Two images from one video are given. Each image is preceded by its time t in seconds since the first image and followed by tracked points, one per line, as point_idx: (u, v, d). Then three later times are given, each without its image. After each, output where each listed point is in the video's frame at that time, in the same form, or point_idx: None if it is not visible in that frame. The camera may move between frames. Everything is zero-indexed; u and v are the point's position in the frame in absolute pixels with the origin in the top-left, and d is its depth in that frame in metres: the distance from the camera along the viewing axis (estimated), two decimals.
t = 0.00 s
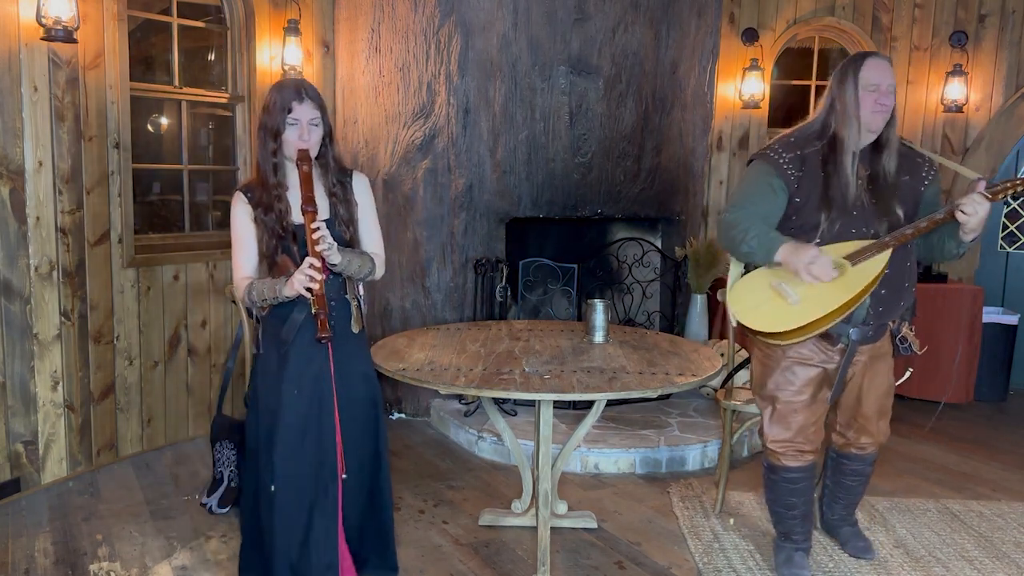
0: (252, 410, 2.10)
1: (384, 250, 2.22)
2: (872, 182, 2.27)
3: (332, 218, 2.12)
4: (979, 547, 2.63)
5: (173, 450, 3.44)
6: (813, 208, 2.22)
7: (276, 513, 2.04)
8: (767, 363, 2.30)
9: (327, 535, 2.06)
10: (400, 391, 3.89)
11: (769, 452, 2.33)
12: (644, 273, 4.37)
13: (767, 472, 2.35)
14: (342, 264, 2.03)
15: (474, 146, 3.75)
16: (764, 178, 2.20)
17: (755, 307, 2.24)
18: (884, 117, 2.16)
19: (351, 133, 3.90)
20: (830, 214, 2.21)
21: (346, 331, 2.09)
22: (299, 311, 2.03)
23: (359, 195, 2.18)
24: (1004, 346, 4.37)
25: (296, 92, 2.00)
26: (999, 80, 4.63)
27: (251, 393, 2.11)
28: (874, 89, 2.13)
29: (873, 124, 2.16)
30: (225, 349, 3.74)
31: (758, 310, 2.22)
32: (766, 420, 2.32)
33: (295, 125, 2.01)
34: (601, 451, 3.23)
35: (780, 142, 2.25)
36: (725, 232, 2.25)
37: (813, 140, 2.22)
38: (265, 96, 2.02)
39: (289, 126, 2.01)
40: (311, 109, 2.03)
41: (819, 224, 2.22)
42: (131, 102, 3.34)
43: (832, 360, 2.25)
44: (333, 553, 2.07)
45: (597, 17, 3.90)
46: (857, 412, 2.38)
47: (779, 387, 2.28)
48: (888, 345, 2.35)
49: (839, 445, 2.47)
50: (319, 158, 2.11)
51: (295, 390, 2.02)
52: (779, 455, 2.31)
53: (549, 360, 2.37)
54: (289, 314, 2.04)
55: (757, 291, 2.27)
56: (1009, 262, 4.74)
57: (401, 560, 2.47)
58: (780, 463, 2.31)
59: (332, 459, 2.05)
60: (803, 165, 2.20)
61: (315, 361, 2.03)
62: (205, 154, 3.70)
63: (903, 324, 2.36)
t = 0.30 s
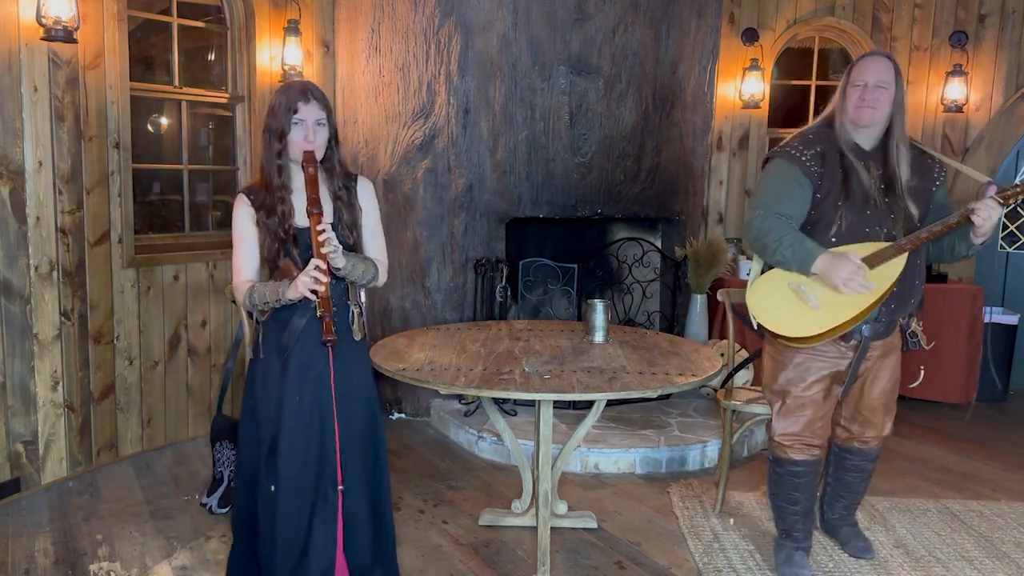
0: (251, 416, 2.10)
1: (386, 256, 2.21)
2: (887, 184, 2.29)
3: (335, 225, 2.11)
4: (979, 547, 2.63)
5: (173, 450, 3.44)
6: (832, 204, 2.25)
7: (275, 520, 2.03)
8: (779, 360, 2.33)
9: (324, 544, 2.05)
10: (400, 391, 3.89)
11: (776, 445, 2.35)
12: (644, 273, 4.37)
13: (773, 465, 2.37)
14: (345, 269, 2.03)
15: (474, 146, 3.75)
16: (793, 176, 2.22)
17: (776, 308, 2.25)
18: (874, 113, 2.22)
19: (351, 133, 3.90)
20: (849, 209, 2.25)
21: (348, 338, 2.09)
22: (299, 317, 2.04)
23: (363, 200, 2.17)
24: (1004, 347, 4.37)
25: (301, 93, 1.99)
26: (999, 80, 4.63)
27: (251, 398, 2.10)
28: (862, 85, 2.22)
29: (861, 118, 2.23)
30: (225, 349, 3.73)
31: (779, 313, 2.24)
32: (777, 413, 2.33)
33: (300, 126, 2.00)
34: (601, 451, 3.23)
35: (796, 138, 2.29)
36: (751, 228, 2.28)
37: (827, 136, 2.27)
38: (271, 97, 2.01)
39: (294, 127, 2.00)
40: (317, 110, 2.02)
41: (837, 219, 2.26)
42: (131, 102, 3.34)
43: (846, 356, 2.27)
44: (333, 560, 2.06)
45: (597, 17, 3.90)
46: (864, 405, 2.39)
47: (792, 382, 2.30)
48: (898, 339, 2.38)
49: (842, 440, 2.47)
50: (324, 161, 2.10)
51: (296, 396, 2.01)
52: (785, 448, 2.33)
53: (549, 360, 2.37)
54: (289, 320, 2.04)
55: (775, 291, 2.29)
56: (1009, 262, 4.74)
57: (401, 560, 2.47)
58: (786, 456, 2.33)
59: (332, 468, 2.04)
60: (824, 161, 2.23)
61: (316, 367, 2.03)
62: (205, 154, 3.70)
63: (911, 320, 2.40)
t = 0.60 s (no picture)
0: (248, 413, 2.09)
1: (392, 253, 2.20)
2: (894, 185, 2.29)
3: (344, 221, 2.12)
4: (979, 547, 2.63)
5: (173, 450, 3.44)
6: (840, 204, 2.26)
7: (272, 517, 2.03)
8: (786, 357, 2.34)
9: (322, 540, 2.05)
10: (400, 391, 3.89)
11: (782, 441, 2.37)
12: (644, 273, 4.37)
13: (778, 461, 2.39)
14: (347, 255, 2.01)
15: (474, 146, 3.75)
16: (799, 176, 2.23)
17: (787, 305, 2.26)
18: (877, 116, 2.22)
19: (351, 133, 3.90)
20: (857, 209, 2.26)
21: (347, 338, 2.09)
22: (300, 315, 2.03)
23: (369, 198, 2.17)
24: (1004, 347, 4.37)
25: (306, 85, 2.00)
26: (999, 80, 4.63)
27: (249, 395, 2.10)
28: (865, 88, 2.23)
29: (864, 121, 2.23)
30: (225, 349, 3.74)
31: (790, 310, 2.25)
32: (783, 409, 2.35)
33: (304, 115, 2.00)
34: (601, 451, 3.23)
35: (805, 138, 2.30)
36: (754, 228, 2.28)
37: (835, 137, 2.28)
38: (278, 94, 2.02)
39: (299, 116, 2.00)
40: (323, 100, 2.02)
41: (846, 219, 2.26)
42: (131, 102, 3.34)
43: (855, 353, 2.29)
44: (330, 558, 2.07)
45: (597, 17, 3.90)
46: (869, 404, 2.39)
47: (802, 379, 2.31)
48: (906, 337, 2.39)
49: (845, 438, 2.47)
50: (331, 155, 2.10)
51: (293, 395, 2.01)
52: (791, 444, 2.35)
53: (549, 360, 2.37)
54: (288, 317, 2.04)
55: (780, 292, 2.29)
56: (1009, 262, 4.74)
57: (401, 560, 2.47)
58: (792, 452, 2.35)
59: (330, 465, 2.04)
60: (832, 162, 2.24)
61: (314, 365, 2.02)
62: (205, 154, 3.70)
63: (920, 318, 2.41)
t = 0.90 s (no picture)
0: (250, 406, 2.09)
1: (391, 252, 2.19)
2: (896, 183, 2.28)
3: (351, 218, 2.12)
4: (979, 547, 2.63)
5: (173, 450, 3.44)
6: (836, 201, 2.29)
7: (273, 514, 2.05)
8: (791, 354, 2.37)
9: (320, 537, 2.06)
10: (400, 391, 3.89)
11: (784, 436, 2.41)
12: (644, 273, 4.37)
13: (781, 456, 2.44)
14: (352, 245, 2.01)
15: (474, 146, 3.75)
16: (788, 170, 2.30)
17: (772, 294, 2.26)
18: (880, 110, 2.22)
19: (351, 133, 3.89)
20: (855, 206, 2.27)
21: (346, 332, 2.09)
22: (300, 312, 2.02)
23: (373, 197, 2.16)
24: (1004, 347, 4.36)
25: (320, 83, 2.02)
26: (999, 80, 4.63)
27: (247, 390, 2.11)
28: (867, 84, 2.23)
29: (867, 116, 2.23)
30: (225, 349, 3.73)
31: (774, 297, 2.24)
32: (787, 403, 2.39)
33: (319, 113, 2.00)
34: (601, 451, 3.23)
35: (806, 137, 2.35)
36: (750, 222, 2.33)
37: (835, 135, 2.32)
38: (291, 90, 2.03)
39: (314, 113, 2.01)
40: (337, 99, 2.03)
41: (843, 216, 2.28)
42: (131, 102, 3.34)
43: (857, 350, 2.31)
44: (330, 550, 2.07)
45: (597, 17, 3.90)
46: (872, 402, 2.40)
47: (805, 375, 2.35)
48: (909, 336, 2.39)
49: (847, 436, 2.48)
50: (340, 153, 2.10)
51: (294, 389, 2.01)
52: (794, 439, 2.39)
53: (549, 360, 2.37)
54: (288, 313, 2.04)
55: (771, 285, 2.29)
56: (1009, 262, 4.73)
57: (401, 560, 2.47)
58: (795, 447, 2.39)
59: (327, 463, 2.04)
60: (827, 159, 2.29)
61: (314, 359, 2.02)
62: (205, 154, 3.70)
63: (925, 317, 2.41)
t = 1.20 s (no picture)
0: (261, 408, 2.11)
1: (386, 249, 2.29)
2: (895, 186, 2.27)
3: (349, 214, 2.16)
4: (979, 547, 2.63)
5: (173, 450, 3.44)
6: (833, 200, 2.29)
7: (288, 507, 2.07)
8: (788, 352, 2.38)
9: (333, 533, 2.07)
10: (400, 391, 3.89)
11: (780, 432, 2.43)
12: (644, 273, 4.37)
13: (778, 453, 2.45)
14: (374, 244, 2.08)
15: (474, 146, 3.75)
16: (796, 169, 2.31)
17: (753, 296, 2.31)
18: (880, 120, 2.23)
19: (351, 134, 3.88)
20: (853, 206, 2.28)
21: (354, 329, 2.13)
22: (315, 309, 2.04)
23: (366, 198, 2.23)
24: (1004, 347, 4.37)
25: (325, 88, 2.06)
26: (999, 80, 4.63)
27: (262, 382, 2.12)
28: (871, 92, 2.24)
29: (867, 124, 2.25)
30: (225, 349, 3.74)
31: (754, 299, 2.29)
32: (781, 401, 2.41)
33: (323, 118, 2.05)
34: (601, 451, 3.23)
35: (814, 134, 2.36)
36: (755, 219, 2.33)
37: (839, 134, 2.32)
38: (296, 93, 2.04)
39: (319, 118, 2.05)
40: (338, 104, 2.09)
41: (837, 216, 2.29)
42: (131, 101, 3.34)
43: (844, 348, 2.32)
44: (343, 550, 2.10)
45: (597, 17, 3.90)
46: (869, 400, 2.40)
47: (796, 371, 2.36)
48: (906, 336, 2.39)
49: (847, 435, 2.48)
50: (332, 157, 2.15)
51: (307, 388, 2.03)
52: (790, 436, 2.41)
53: (549, 360, 2.37)
54: (301, 313, 2.05)
55: (754, 288, 2.34)
56: (1009, 262, 4.73)
57: (401, 560, 2.47)
58: (792, 444, 2.40)
59: (340, 461, 2.06)
60: (831, 157, 2.30)
61: (326, 359, 2.05)
62: (205, 154, 3.70)
63: (923, 319, 2.40)
